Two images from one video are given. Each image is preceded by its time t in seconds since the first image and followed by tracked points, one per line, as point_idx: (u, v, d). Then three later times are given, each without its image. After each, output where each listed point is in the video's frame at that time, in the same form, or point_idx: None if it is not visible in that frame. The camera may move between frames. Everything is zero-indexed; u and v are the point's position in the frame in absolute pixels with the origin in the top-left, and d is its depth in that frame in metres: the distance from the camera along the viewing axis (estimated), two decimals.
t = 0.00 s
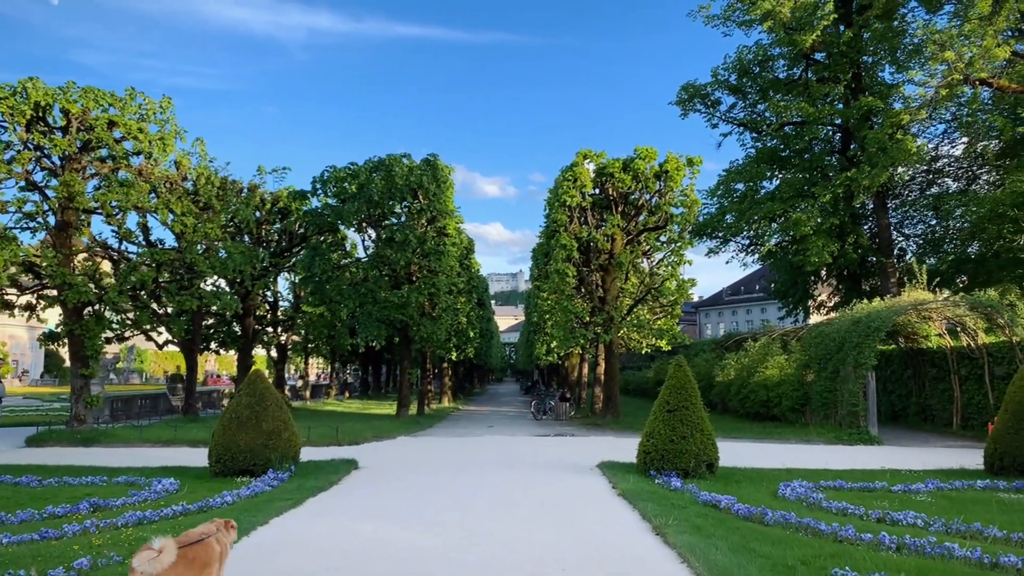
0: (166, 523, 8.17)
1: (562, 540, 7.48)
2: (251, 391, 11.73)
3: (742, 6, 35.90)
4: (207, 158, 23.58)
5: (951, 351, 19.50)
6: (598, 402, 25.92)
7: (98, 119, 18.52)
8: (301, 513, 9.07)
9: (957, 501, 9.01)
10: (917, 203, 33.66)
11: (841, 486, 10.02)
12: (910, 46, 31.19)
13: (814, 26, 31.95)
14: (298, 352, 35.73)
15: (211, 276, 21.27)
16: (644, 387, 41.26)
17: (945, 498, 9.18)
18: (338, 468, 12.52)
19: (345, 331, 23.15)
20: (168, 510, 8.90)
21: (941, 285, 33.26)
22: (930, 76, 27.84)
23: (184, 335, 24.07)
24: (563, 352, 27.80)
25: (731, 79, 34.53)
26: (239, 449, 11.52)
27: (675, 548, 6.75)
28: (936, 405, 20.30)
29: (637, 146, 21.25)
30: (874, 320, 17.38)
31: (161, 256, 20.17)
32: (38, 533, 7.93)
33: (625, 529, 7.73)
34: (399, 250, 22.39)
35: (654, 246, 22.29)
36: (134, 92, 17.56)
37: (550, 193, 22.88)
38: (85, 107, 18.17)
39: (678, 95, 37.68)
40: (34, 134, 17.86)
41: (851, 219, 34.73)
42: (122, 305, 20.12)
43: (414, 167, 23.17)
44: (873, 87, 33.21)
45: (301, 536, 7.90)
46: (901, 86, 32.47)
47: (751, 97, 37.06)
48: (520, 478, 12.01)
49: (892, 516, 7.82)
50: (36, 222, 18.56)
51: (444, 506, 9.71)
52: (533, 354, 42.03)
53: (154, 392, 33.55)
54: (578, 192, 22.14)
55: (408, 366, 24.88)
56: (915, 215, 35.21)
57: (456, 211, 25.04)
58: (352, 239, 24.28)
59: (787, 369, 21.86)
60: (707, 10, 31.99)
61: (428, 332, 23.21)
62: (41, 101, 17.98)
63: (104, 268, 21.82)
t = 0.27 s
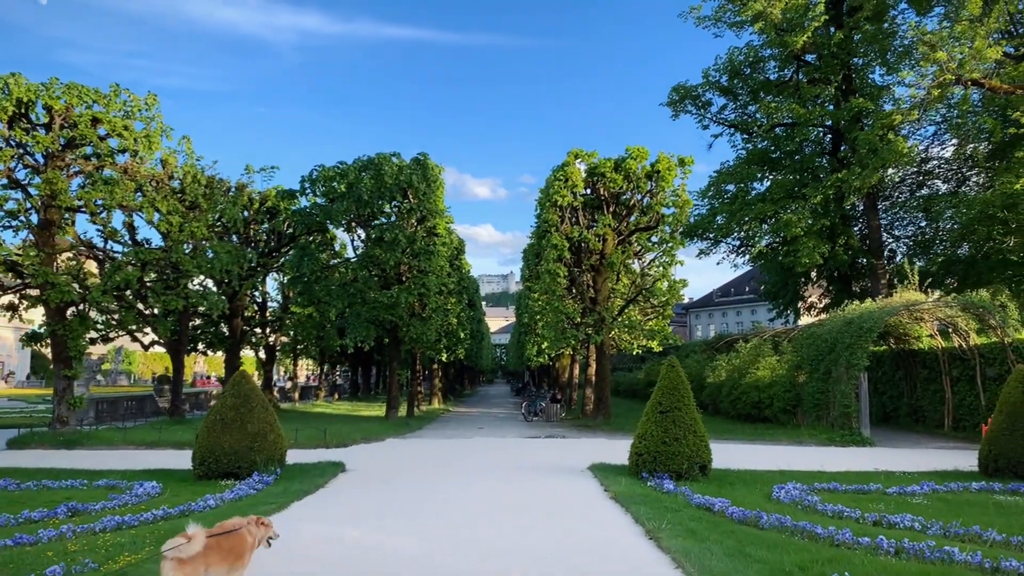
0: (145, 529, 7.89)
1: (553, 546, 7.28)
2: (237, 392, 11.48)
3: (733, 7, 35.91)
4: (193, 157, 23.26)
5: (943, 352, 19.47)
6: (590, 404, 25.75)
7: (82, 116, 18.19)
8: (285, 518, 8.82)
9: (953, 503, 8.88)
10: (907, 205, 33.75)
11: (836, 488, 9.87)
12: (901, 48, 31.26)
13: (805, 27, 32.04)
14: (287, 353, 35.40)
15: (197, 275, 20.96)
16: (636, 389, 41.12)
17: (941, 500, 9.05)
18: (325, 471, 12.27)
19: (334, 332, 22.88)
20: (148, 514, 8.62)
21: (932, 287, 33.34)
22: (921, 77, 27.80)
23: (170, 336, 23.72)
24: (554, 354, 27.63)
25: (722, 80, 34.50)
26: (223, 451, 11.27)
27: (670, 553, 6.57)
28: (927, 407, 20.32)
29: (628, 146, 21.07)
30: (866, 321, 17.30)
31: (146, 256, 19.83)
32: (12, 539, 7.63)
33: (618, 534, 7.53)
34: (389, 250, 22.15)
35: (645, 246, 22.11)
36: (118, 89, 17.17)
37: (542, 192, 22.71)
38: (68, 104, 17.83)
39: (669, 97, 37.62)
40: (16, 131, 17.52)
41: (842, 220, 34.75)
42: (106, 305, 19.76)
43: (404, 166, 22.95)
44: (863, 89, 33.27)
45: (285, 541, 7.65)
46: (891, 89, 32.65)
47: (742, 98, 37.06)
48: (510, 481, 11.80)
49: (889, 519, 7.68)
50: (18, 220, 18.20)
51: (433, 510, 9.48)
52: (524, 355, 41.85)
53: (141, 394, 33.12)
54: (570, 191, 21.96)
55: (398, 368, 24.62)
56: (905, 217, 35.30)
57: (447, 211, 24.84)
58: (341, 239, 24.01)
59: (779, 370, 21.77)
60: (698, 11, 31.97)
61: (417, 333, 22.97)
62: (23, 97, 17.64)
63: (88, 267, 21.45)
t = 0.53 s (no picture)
0: (125, 533, 7.60)
1: (546, 550, 7.06)
2: (223, 392, 11.23)
3: (727, 5, 35.80)
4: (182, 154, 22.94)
5: (938, 351, 19.41)
6: (583, 404, 25.57)
7: (67, 111, 17.86)
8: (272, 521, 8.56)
9: (953, 504, 8.73)
10: (901, 204, 33.77)
11: (833, 490, 9.72)
12: (894, 47, 31.24)
13: (799, 25, 31.97)
14: (278, 352, 35.10)
15: (185, 274, 20.65)
16: (629, 388, 40.97)
17: (939, 502, 8.91)
18: (313, 473, 12.00)
19: (325, 331, 22.63)
20: (129, 517, 8.34)
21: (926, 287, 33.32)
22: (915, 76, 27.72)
23: (158, 335, 23.39)
24: (547, 353, 27.46)
25: (716, 78, 34.39)
26: (209, 453, 11.01)
27: (666, 558, 6.37)
28: (922, 406, 20.25)
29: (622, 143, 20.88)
30: (861, 321, 17.20)
31: (134, 253, 19.50)
32: None
33: (613, 538, 7.33)
34: (381, 248, 21.92)
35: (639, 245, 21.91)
36: (105, 83, 16.85)
37: (535, 190, 22.51)
38: (53, 98, 17.51)
39: (662, 95, 37.48)
40: None
41: (836, 219, 34.70)
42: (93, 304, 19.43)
43: (396, 164, 22.72)
44: (857, 88, 33.24)
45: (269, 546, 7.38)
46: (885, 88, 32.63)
47: (736, 97, 36.97)
48: (502, 483, 11.58)
49: (889, 522, 7.52)
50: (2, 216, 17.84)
51: (423, 513, 9.25)
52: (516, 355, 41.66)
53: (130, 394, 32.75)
54: (563, 189, 21.75)
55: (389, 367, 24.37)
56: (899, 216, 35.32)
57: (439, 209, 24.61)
58: (332, 237, 23.76)
59: (773, 370, 21.65)
60: (692, 9, 31.85)
61: (409, 333, 22.73)
62: (8, 92, 17.29)
63: (75, 265, 21.09)
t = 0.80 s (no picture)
0: (109, 540, 7.39)
1: (542, 556, 6.89)
2: (212, 395, 11.04)
3: (722, 6, 35.75)
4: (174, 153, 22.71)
5: (935, 353, 19.34)
6: (578, 405, 25.45)
7: (56, 108, 17.62)
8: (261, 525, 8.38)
9: (954, 508, 8.61)
10: (896, 206, 33.77)
11: (832, 493, 9.58)
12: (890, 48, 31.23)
13: (794, 26, 31.93)
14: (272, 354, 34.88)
15: (177, 274, 20.39)
16: (624, 390, 40.88)
17: (940, 506, 8.79)
18: (305, 476, 11.80)
19: (318, 332, 22.45)
20: (114, 523, 8.11)
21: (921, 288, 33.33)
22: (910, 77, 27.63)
23: (149, 336, 23.15)
24: (542, 354, 27.32)
25: (711, 79, 34.33)
26: (198, 456, 10.79)
27: (665, 565, 6.22)
28: (919, 408, 20.18)
29: (618, 143, 20.71)
30: (858, 322, 17.10)
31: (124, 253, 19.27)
32: None
33: (611, 543, 7.17)
34: (374, 248, 21.73)
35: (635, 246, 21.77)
36: (94, 81, 16.61)
37: (530, 191, 22.35)
38: (42, 96, 17.26)
39: (658, 96, 37.41)
40: None
41: (831, 221, 34.67)
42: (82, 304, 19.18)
43: (390, 163, 22.53)
44: (852, 89, 33.23)
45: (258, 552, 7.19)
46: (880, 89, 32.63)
47: (731, 98, 36.91)
48: (497, 486, 11.39)
49: (891, 526, 7.40)
50: None
51: (417, 517, 9.06)
52: (511, 356, 41.47)
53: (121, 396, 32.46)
54: (558, 189, 21.59)
55: (383, 369, 24.19)
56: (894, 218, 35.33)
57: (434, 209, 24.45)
58: (325, 237, 23.56)
59: (769, 371, 21.55)
60: (688, 10, 31.79)
61: (403, 334, 22.58)
62: None
63: (65, 265, 20.83)
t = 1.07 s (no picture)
0: (95, 546, 7.17)
1: (541, 562, 6.69)
2: (204, 396, 10.84)
3: (720, 5, 35.65)
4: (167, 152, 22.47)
5: (935, 353, 19.21)
6: (575, 406, 25.29)
7: (47, 106, 17.38)
8: (252, 530, 8.16)
9: (961, 511, 8.45)
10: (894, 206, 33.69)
11: (836, 496, 9.42)
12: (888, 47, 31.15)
13: (792, 25, 31.82)
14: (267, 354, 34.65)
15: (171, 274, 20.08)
16: (621, 391, 40.74)
17: (947, 509, 8.62)
18: (299, 479, 11.58)
19: (313, 333, 22.23)
20: (101, 529, 7.88)
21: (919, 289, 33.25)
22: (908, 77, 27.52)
23: (142, 336, 22.90)
24: (539, 355, 27.15)
25: (708, 79, 34.20)
26: (189, 459, 10.56)
27: (669, 572, 6.02)
28: (919, 409, 20.06)
29: (616, 141, 20.53)
30: (859, 322, 16.96)
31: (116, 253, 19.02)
32: None
33: (612, 548, 6.97)
34: (370, 248, 21.51)
35: (633, 246, 21.60)
36: (85, 78, 16.36)
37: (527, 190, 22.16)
38: (32, 93, 17.02)
39: (655, 95, 37.27)
40: None
41: (829, 221, 34.57)
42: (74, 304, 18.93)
43: (385, 162, 22.32)
44: (850, 89, 33.14)
45: (249, 558, 6.98)
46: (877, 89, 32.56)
47: (729, 97, 36.81)
48: (495, 489, 11.19)
49: (898, 531, 7.22)
50: None
51: (413, 520, 8.85)
52: (508, 357, 41.27)
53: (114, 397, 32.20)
54: (555, 188, 21.41)
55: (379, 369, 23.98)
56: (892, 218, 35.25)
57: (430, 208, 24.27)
58: (321, 237, 23.34)
59: (768, 372, 21.40)
60: (685, 9, 31.68)
61: (399, 334, 22.39)
62: None
63: (56, 265, 20.58)
